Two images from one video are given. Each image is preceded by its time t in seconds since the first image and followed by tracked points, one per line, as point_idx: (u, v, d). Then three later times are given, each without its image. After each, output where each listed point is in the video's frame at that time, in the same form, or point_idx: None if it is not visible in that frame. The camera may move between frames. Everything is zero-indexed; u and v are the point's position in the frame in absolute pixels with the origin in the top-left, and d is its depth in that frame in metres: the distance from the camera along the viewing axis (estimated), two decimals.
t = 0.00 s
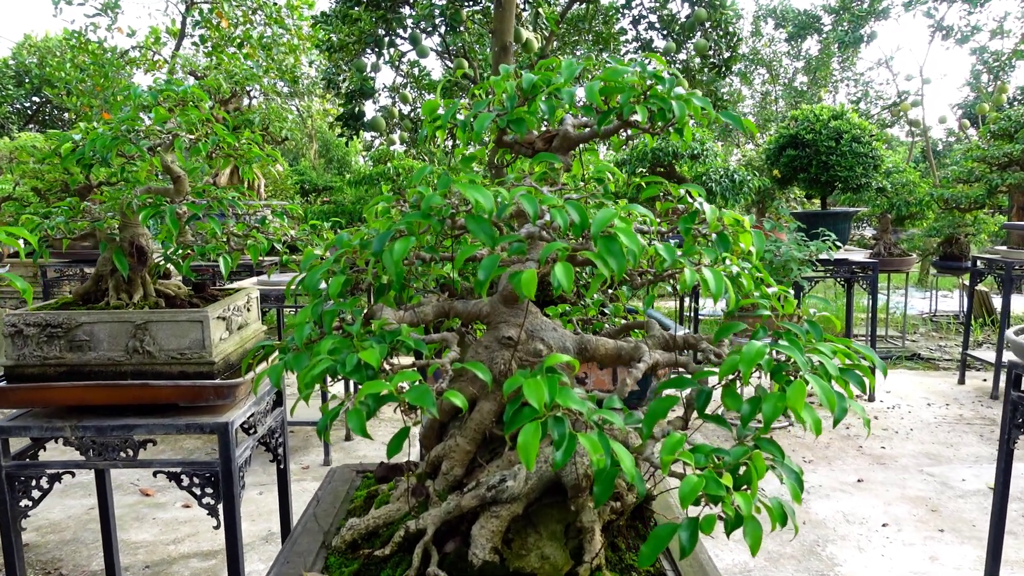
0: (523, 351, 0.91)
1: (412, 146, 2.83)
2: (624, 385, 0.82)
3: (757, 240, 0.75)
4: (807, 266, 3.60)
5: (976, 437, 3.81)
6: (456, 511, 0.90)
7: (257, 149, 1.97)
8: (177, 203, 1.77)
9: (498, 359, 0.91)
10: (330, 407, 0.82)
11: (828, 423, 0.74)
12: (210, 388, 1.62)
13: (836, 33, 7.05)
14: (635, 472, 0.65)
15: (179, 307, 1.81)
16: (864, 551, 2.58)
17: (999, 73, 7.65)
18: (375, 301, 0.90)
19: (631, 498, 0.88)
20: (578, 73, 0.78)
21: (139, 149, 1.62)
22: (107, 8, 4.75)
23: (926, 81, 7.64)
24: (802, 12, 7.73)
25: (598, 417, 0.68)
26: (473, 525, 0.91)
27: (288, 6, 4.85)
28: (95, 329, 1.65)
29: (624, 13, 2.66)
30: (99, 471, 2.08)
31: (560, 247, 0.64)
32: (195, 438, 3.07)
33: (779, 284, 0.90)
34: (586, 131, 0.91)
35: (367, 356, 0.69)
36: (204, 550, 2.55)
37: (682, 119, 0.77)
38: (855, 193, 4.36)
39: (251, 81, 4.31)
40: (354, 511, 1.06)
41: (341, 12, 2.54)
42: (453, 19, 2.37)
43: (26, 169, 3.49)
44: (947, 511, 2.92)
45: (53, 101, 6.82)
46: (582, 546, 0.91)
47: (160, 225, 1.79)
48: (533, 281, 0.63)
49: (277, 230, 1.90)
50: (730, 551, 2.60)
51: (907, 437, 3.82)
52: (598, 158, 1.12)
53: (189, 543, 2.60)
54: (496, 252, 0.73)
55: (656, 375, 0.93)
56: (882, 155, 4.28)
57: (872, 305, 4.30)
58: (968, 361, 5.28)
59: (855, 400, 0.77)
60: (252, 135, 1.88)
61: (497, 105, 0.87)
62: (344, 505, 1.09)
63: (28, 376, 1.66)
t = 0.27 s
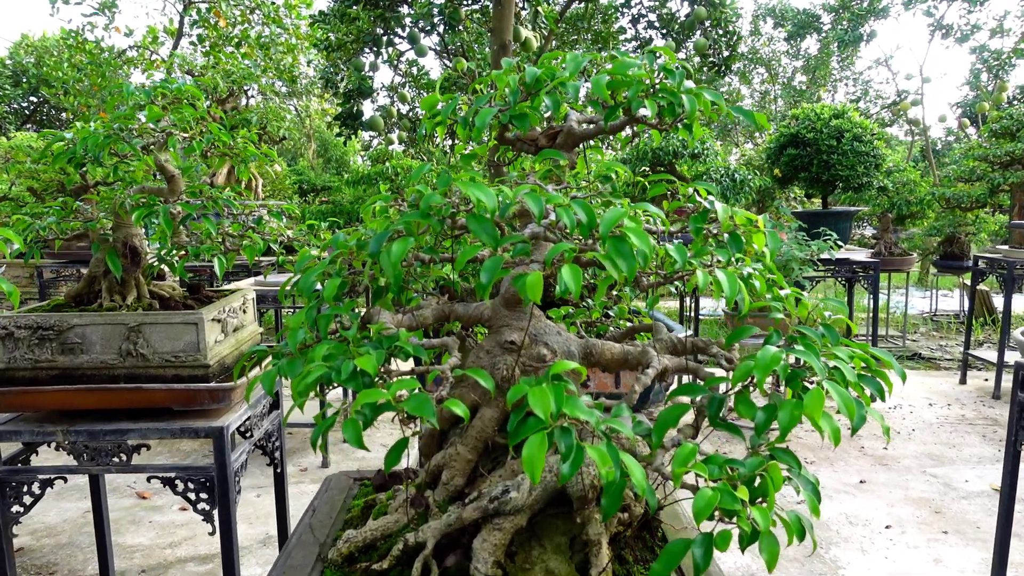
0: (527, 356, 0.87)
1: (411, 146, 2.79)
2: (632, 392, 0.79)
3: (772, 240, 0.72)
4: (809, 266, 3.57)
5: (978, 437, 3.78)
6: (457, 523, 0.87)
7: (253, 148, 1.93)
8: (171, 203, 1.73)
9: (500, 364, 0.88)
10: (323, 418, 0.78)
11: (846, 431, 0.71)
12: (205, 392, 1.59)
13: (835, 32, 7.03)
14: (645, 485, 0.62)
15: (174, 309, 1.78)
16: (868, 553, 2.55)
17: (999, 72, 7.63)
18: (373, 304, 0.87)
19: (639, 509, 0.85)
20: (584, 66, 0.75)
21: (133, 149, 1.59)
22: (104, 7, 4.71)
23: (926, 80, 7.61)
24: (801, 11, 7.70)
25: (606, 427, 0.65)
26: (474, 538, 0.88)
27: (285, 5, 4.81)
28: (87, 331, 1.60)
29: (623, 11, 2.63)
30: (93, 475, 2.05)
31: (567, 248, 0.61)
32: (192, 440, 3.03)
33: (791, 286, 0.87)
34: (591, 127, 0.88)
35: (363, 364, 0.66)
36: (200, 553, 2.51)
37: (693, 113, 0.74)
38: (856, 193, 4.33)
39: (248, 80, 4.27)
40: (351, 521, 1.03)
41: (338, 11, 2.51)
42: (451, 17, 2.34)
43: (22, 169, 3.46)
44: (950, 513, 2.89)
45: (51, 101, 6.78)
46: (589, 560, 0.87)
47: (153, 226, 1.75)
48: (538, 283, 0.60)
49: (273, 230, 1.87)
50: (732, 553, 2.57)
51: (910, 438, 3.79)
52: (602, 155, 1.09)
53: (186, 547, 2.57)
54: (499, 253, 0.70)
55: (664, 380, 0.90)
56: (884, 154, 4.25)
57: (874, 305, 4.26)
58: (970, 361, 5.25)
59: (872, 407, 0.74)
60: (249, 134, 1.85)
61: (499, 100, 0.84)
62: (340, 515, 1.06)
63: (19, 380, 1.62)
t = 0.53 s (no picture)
0: (530, 362, 0.86)
1: (410, 147, 2.78)
2: (637, 399, 0.78)
3: (780, 244, 0.71)
4: (808, 266, 3.56)
5: (977, 437, 3.78)
6: (459, 533, 0.86)
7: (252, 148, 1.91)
8: (168, 204, 1.71)
9: (502, 370, 0.87)
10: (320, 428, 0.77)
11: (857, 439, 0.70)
12: (203, 395, 1.58)
13: (833, 33, 7.03)
14: (653, 495, 0.61)
15: (171, 310, 1.76)
16: (868, 553, 2.54)
17: (996, 73, 7.64)
18: (372, 309, 0.86)
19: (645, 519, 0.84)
20: (588, 66, 0.74)
21: (130, 149, 1.57)
22: (104, 8, 4.69)
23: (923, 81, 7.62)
24: (799, 11, 7.71)
25: (611, 436, 0.64)
26: (476, 548, 0.86)
27: (285, 6, 4.79)
28: (84, 334, 1.59)
29: (621, 12, 2.63)
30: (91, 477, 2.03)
31: (572, 252, 0.60)
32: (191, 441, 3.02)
33: (799, 289, 0.86)
34: (595, 127, 0.87)
35: (362, 371, 0.64)
36: (199, 555, 2.50)
37: (700, 113, 0.73)
38: (855, 193, 4.33)
39: (247, 81, 4.25)
40: (350, 529, 1.02)
41: (337, 12, 2.50)
42: (451, 18, 2.33)
43: (21, 169, 3.44)
44: (950, 513, 2.89)
45: (49, 101, 6.76)
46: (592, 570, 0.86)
47: (151, 227, 1.74)
48: (542, 289, 0.59)
49: (271, 231, 1.86)
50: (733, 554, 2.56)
51: (909, 438, 3.79)
52: (605, 156, 1.07)
53: (185, 548, 2.55)
54: (502, 257, 0.68)
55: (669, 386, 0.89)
56: (882, 155, 4.24)
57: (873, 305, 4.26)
58: (968, 360, 5.25)
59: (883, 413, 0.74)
60: (247, 134, 1.83)
61: (501, 100, 0.83)
62: (339, 523, 1.05)
63: (16, 383, 1.60)
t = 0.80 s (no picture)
0: (532, 363, 0.84)
1: (408, 146, 2.76)
2: (643, 402, 0.76)
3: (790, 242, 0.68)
4: (807, 266, 3.55)
5: (977, 437, 3.76)
6: (459, 540, 0.83)
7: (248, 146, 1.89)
8: (162, 203, 1.69)
9: (504, 372, 0.85)
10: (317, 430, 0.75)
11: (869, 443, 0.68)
12: (198, 396, 1.55)
13: (831, 33, 7.02)
14: (660, 502, 0.59)
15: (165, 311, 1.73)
16: (869, 554, 2.52)
17: (994, 73, 7.64)
18: (369, 309, 0.84)
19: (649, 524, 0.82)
20: (592, 58, 0.72)
21: (124, 147, 1.55)
22: (100, 7, 4.67)
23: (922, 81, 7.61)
24: (797, 11, 7.70)
25: (618, 440, 0.62)
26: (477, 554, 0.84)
27: (282, 5, 4.76)
28: (77, 334, 1.56)
29: (620, 11, 2.61)
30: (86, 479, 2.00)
31: (577, 249, 0.57)
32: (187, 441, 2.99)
33: (809, 288, 0.84)
34: (599, 123, 0.85)
35: (359, 374, 0.62)
36: (196, 557, 2.47)
37: (707, 106, 0.71)
38: (854, 193, 4.31)
39: (244, 80, 4.23)
40: (347, 535, 1.00)
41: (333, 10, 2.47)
42: (449, 17, 2.32)
43: (16, 168, 3.41)
44: (950, 513, 2.88)
45: (46, 100, 6.72)
46: None
47: (145, 226, 1.71)
48: (547, 288, 0.56)
49: (268, 230, 1.84)
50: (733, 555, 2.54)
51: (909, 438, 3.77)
52: (608, 152, 1.05)
53: (181, 550, 2.53)
54: (504, 255, 0.66)
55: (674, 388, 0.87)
56: (882, 154, 4.23)
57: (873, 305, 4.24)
58: (967, 360, 5.24)
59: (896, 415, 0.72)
60: (244, 132, 1.80)
61: (502, 94, 0.81)
62: (336, 528, 1.02)
63: (8, 384, 1.58)
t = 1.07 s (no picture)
0: (528, 367, 0.83)
1: (405, 147, 2.75)
2: (642, 406, 0.75)
3: (791, 243, 0.68)
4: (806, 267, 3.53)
5: (975, 438, 3.76)
6: (454, 547, 0.82)
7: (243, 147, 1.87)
8: (157, 204, 1.68)
9: (500, 376, 0.84)
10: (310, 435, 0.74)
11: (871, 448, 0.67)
12: (192, 399, 1.53)
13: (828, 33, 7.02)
14: (659, 510, 0.57)
15: (160, 312, 1.72)
16: (867, 556, 2.51)
17: (991, 73, 7.64)
18: (363, 312, 0.83)
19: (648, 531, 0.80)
20: (589, 56, 0.71)
21: (118, 147, 1.53)
22: (97, 7, 4.65)
23: (919, 81, 7.61)
24: (794, 11, 7.69)
25: (616, 447, 0.60)
26: (473, 561, 0.83)
27: (279, 5, 4.74)
28: (70, 337, 1.55)
29: (618, 11, 2.60)
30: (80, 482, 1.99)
31: (574, 252, 0.56)
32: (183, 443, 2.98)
33: (809, 291, 0.83)
34: (596, 123, 0.83)
35: (350, 379, 0.61)
36: (191, 560, 2.46)
37: (707, 105, 0.69)
38: (852, 193, 4.31)
39: (241, 80, 4.21)
40: (342, 541, 0.99)
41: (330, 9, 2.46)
42: (446, 16, 2.31)
43: (12, 168, 3.39)
44: (948, 514, 2.87)
45: (42, 100, 6.70)
46: None
47: (139, 227, 1.70)
48: (543, 291, 0.55)
49: (263, 231, 1.81)
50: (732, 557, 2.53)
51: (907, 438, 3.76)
52: (606, 152, 1.04)
53: (176, 552, 2.51)
54: (500, 258, 0.65)
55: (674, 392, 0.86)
56: (880, 154, 4.22)
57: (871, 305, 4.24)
58: (965, 360, 5.24)
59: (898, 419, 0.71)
60: (239, 133, 1.79)
61: (498, 93, 0.80)
62: (330, 534, 1.01)
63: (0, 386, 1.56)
